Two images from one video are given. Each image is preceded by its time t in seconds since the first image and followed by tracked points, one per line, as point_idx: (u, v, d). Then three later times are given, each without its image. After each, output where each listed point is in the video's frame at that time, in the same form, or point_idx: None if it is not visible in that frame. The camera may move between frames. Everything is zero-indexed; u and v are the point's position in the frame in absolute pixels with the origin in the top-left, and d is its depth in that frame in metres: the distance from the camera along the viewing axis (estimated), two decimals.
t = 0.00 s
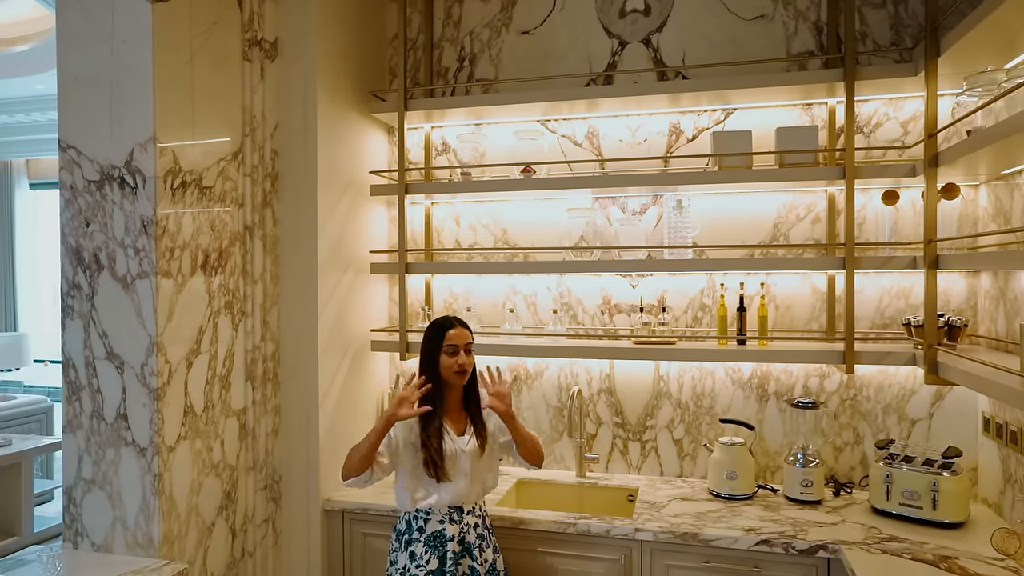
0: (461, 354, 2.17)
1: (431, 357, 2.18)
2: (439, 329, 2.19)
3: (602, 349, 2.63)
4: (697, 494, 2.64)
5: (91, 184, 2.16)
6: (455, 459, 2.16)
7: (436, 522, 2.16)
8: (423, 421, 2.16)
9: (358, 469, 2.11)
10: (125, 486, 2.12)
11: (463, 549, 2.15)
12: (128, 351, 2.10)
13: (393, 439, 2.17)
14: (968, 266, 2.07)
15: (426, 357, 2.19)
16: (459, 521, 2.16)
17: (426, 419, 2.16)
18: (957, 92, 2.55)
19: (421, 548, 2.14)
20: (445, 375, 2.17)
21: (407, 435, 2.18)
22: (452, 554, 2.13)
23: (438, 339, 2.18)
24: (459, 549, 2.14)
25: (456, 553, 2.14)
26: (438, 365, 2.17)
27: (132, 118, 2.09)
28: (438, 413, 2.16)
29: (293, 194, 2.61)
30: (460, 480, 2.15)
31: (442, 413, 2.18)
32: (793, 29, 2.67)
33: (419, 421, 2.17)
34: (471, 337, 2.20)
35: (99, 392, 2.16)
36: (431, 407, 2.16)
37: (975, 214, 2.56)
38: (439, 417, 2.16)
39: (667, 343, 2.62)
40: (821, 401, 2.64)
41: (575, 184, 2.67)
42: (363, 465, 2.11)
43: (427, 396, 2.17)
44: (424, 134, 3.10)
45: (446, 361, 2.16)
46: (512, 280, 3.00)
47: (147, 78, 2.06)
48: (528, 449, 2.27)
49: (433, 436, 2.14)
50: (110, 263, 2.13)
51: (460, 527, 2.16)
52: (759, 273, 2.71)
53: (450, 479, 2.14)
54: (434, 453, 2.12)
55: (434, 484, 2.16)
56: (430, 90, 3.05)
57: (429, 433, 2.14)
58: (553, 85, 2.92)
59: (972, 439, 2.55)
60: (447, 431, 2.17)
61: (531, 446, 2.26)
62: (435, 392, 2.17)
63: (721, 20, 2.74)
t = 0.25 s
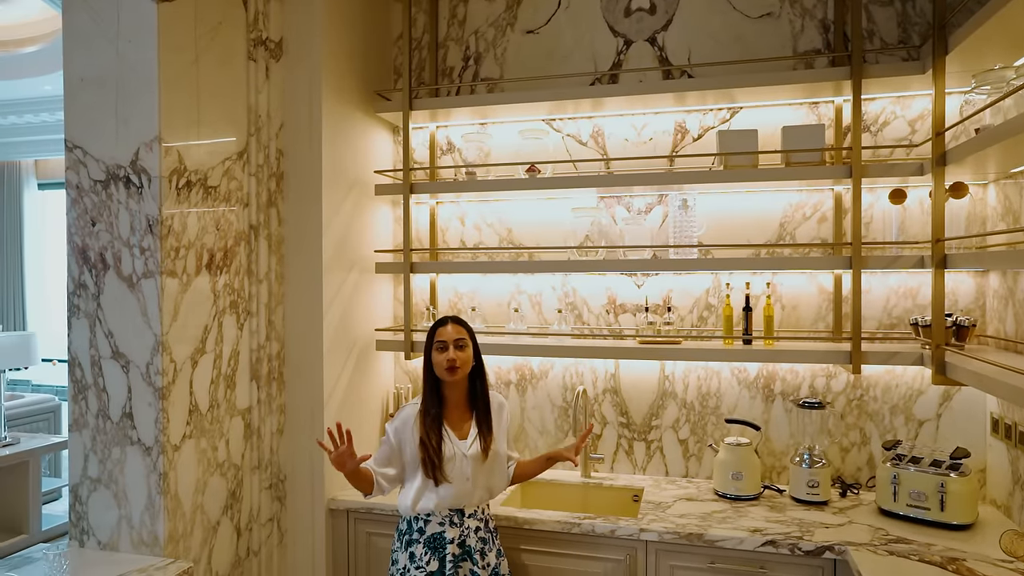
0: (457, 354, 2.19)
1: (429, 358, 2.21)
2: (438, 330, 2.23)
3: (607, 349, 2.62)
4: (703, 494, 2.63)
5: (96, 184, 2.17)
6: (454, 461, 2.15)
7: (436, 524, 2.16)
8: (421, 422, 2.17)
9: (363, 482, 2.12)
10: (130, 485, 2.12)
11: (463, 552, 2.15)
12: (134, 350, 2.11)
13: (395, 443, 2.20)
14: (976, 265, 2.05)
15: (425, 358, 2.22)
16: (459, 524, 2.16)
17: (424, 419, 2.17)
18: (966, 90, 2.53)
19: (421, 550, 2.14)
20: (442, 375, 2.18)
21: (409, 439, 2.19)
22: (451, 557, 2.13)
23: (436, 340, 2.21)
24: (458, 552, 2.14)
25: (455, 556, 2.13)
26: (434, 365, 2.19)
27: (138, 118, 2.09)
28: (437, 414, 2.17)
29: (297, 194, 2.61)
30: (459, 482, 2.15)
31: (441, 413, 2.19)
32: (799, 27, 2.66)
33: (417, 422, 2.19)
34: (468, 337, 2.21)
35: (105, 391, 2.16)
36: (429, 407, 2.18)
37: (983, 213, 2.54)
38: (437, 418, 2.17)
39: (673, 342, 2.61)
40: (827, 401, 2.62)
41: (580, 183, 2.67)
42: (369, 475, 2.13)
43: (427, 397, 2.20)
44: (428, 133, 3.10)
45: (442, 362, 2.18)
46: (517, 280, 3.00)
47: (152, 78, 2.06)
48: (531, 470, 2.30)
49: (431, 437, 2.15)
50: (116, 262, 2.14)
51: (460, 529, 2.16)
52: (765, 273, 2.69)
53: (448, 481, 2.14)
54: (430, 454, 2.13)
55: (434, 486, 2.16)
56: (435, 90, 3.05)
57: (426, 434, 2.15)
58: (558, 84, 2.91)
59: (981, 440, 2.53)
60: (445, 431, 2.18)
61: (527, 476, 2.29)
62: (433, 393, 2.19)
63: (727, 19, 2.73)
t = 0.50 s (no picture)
0: (458, 355, 2.18)
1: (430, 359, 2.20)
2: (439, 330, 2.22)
3: (609, 350, 2.61)
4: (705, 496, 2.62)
5: (97, 184, 2.16)
6: (450, 463, 2.14)
7: (431, 527, 2.15)
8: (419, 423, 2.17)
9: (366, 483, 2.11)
10: (131, 486, 2.12)
11: (459, 555, 2.14)
12: (134, 351, 2.10)
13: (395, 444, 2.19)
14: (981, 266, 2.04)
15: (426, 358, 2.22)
16: (456, 527, 2.15)
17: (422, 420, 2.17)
18: (970, 90, 2.52)
19: (417, 552, 2.14)
20: (442, 376, 2.18)
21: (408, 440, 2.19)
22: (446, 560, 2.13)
23: (436, 340, 2.20)
24: (454, 555, 2.13)
25: (451, 559, 2.13)
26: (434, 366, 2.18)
27: (139, 118, 2.09)
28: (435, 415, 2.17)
29: (299, 194, 2.60)
30: (454, 485, 2.14)
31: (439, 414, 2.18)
32: (802, 26, 2.65)
33: (416, 423, 2.19)
34: (470, 338, 2.20)
35: (105, 391, 2.16)
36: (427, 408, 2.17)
37: (988, 214, 2.53)
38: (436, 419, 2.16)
39: (675, 343, 2.61)
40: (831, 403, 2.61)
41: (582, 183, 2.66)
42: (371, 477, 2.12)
43: (426, 397, 2.19)
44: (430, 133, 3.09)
45: (442, 362, 2.18)
46: (518, 280, 2.99)
47: (153, 78, 2.06)
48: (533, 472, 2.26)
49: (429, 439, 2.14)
50: (117, 263, 2.13)
51: (457, 532, 2.15)
52: (768, 274, 2.68)
53: (444, 483, 2.14)
54: (426, 456, 2.13)
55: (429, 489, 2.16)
56: (436, 90, 3.04)
57: (424, 435, 2.14)
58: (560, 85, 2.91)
59: (985, 442, 2.52)
60: (443, 433, 2.17)
61: (528, 481, 2.26)
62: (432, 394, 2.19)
63: (729, 18, 2.72)
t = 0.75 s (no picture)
0: (459, 356, 2.16)
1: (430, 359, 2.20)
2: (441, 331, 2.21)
3: (610, 350, 2.61)
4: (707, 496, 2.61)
5: (97, 184, 2.15)
6: (449, 465, 2.13)
7: (430, 529, 2.14)
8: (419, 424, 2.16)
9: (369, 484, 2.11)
10: (130, 486, 2.11)
11: (458, 557, 2.13)
12: (134, 351, 2.10)
13: (396, 446, 2.19)
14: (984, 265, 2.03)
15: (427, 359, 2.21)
16: (455, 529, 2.14)
17: (422, 421, 2.16)
18: (973, 89, 2.51)
19: (415, 554, 2.13)
20: (442, 377, 2.17)
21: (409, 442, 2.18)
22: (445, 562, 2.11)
23: (437, 341, 2.19)
24: (453, 557, 2.12)
25: (449, 560, 2.12)
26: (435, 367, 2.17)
27: (138, 117, 2.08)
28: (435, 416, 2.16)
29: (299, 193, 2.59)
30: (454, 487, 2.13)
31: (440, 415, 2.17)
32: (804, 25, 2.64)
33: (416, 425, 2.18)
34: (471, 339, 2.19)
35: (105, 391, 2.15)
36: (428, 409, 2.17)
37: (991, 213, 2.52)
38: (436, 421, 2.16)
39: (677, 343, 2.60)
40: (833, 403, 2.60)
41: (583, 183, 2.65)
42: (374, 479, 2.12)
43: (426, 398, 2.19)
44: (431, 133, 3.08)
45: (442, 363, 2.17)
46: (519, 280, 2.98)
47: (153, 77, 2.05)
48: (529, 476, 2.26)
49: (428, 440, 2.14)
50: (116, 262, 2.12)
51: (456, 534, 2.14)
52: (770, 273, 2.67)
53: (443, 485, 2.13)
54: (426, 457, 2.12)
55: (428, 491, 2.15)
56: (437, 89, 3.03)
57: (424, 437, 2.13)
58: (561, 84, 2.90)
59: (988, 442, 2.50)
60: (443, 434, 2.16)
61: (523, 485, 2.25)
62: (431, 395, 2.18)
63: (731, 17, 2.71)
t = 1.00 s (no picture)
0: (463, 354, 2.16)
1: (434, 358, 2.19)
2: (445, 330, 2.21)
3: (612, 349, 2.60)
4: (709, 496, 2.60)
5: (97, 183, 2.14)
6: (450, 464, 2.12)
7: (433, 531, 2.13)
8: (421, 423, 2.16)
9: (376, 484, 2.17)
10: (131, 487, 2.10)
11: (460, 559, 2.12)
12: (135, 351, 2.09)
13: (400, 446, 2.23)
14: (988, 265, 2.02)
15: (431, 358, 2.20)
16: (456, 531, 2.13)
17: (424, 420, 2.15)
18: (976, 87, 2.50)
19: (418, 556, 2.12)
20: (446, 375, 2.16)
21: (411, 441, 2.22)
22: (447, 565, 2.10)
23: (441, 339, 2.18)
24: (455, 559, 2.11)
25: (452, 563, 2.11)
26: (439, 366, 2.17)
27: (139, 116, 2.07)
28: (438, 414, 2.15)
29: (300, 192, 2.59)
30: (454, 486, 2.12)
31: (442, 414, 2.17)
32: (807, 24, 2.63)
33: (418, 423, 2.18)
34: (475, 338, 2.18)
35: (105, 391, 2.14)
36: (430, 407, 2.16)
37: (994, 212, 2.52)
38: (438, 419, 2.15)
39: (679, 343, 2.59)
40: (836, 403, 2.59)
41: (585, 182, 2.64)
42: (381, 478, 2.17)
43: (429, 396, 2.18)
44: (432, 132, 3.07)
45: (446, 362, 2.16)
46: (521, 279, 2.97)
47: (154, 75, 2.04)
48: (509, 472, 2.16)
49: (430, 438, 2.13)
50: (117, 261, 2.11)
51: (458, 536, 2.13)
52: (772, 273, 2.67)
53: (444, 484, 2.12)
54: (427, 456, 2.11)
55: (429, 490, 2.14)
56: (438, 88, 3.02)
57: (426, 435, 2.13)
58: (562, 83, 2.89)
59: (991, 442, 2.50)
60: (445, 433, 2.15)
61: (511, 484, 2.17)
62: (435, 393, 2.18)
63: (733, 16, 2.70)
